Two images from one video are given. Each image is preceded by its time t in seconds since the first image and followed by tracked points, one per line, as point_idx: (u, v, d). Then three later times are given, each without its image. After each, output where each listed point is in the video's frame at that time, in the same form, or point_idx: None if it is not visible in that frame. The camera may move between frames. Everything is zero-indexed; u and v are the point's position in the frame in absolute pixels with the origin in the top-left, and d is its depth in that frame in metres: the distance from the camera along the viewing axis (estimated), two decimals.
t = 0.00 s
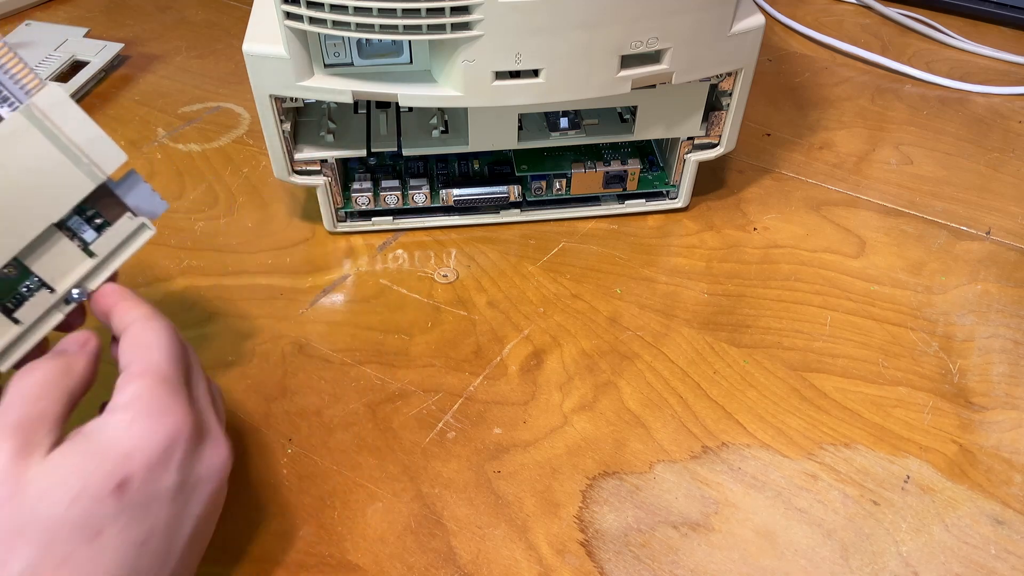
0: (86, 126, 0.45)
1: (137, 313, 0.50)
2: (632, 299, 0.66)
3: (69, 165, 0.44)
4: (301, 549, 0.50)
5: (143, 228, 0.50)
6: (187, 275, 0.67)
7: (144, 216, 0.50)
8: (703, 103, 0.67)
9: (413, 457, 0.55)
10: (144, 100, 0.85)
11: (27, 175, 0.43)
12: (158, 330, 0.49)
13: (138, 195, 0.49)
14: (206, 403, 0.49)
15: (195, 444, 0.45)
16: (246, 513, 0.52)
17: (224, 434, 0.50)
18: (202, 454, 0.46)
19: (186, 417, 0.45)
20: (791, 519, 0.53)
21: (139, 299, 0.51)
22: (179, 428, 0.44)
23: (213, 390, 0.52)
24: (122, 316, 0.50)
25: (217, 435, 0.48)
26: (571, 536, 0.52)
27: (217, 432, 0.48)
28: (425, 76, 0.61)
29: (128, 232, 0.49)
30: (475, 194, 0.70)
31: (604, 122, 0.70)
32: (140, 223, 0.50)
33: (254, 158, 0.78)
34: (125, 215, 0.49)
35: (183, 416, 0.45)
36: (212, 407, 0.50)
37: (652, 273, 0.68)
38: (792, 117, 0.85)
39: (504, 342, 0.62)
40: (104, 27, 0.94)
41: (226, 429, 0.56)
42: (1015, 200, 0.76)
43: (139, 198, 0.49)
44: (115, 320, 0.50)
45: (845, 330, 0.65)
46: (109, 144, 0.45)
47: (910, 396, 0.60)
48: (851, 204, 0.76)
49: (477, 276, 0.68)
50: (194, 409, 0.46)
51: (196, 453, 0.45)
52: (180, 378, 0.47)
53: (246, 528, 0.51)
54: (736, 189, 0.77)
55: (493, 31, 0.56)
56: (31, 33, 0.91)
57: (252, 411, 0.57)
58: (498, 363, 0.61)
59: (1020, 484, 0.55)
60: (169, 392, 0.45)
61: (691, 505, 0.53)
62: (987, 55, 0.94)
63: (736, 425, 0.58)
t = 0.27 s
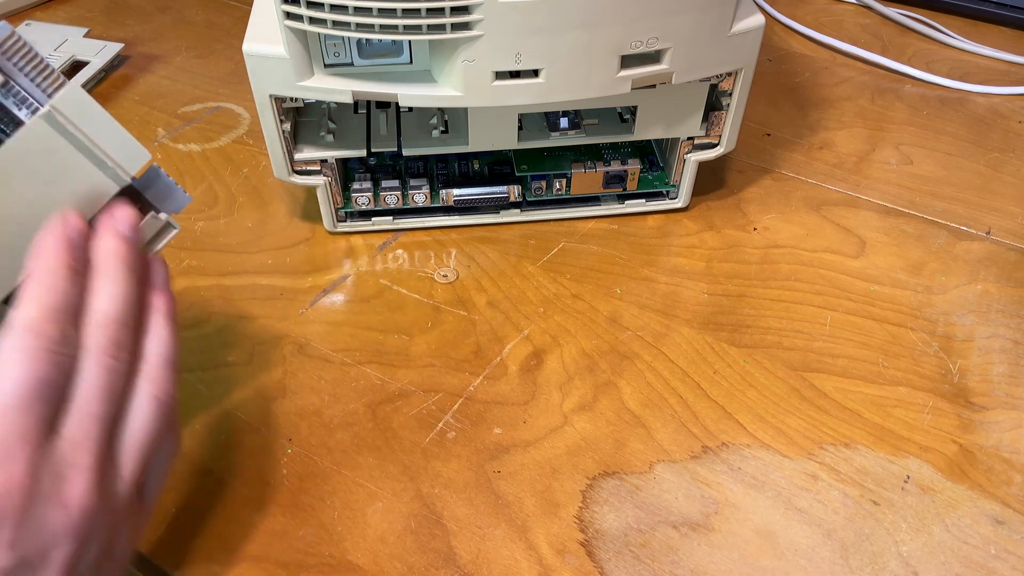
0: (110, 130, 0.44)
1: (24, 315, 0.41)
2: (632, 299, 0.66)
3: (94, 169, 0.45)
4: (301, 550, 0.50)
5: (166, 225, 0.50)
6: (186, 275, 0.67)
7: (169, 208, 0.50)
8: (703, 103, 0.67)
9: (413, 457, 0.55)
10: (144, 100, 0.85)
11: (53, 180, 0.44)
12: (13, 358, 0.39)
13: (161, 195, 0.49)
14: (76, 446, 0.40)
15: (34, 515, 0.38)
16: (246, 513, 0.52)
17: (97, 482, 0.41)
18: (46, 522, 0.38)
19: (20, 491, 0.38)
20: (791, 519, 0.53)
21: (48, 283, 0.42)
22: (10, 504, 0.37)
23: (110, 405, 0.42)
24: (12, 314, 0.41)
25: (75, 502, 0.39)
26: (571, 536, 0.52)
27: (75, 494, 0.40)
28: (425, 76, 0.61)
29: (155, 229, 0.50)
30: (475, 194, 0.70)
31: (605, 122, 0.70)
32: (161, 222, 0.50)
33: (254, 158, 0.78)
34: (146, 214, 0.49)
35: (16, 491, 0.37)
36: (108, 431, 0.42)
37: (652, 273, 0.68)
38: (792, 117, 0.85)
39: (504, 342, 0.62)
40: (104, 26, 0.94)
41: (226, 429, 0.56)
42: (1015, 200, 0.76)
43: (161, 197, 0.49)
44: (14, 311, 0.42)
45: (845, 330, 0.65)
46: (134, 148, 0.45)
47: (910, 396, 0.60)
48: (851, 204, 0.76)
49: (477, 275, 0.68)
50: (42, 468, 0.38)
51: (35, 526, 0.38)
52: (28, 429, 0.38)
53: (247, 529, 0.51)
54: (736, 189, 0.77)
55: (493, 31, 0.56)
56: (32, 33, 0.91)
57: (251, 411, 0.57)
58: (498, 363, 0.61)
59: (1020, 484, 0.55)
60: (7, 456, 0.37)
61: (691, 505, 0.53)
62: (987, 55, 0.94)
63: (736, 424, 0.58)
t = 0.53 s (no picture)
0: (112, 147, 0.45)
1: (12, 283, 0.40)
2: (632, 299, 0.66)
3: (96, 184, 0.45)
4: (301, 549, 0.50)
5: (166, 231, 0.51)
6: (186, 275, 0.67)
7: (171, 208, 0.49)
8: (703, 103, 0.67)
9: (413, 457, 0.55)
10: (144, 100, 0.85)
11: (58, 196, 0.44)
12: None
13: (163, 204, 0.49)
14: (67, 414, 0.40)
15: (29, 485, 0.39)
16: (247, 513, 0.52)
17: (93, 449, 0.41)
18: (44, 491, 0.39)
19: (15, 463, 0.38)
20: (791, 519, 0.53)
21: (36, 250, 0.42)
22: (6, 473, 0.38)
23: (101, 375, 0.42)
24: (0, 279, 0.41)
25: (71, 471, 0.40)
26: (571, 536, 0.52)
27: (72, 463, 0.40)
28: (425, 76, 0.61)
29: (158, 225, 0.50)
30: (474, 194, 0.70)
31: (604, 122, 0.70)
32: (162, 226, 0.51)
33: (254, 158, 0.78)
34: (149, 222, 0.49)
35: (13, 460, 0.38)
36: (100, 400, 0.42)
37: (652, 273, 0.68)
38: (792, 117, 0.85)
39: (504, 342, 0.62)
40: (104, 26, 0.94)
41: (226, 429, 0.56)
42: (1015, 200, 0.76)
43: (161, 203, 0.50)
44: (1, 275, 0.41)
45: (845, 330, 0.65)
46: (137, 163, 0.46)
47: (910, 396, 0.60)
48: (851, 204, 0.76)
49: (477, 275, 0.68)
50: (37, 437, 0.39)
51: (32, 494, 0.39)
52: (18, 402, 0.39)
53: (247, 529, 0.51)
54: (736, 189, 0.77)
55: (493, 31, 0.56)
56: (32, 33, 0.91)
57: (252, 411, 0.57)
58: (498, 363, 0.61)
59: (1020, 484, 0.55)
60: None
61: (691, 505, 0.53)
62: (987, 55, 0.94)
63: (736, 425, 0.58)
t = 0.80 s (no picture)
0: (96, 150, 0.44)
1: (13, 281, 0.39)
2: (632, 299, 0.66)
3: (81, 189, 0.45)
4: (301, 550, 0.50)
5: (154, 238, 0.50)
6: (187, 275, 0.67)
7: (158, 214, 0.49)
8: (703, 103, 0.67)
9: (413, 457, 0.55)
10: (144, 100, 0.85)
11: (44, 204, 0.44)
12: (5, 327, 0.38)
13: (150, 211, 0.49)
14: (84, 409, 0.39)
15: (52, 484, 0.37)
16: (247, 513, 0.52)
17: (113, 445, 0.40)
18: (66, 490, 0.38)
19: (38, 459, 0.37)
20: (791, 519, 0.53)
21: (34, 247, 0.41)
22: (29, 471, 0.36)
23: (113, 370, 0.41)
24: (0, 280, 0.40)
25: (92, 468, 0.39)
26: (571, 536, 0.52)
27: (93, 460, 0.39)
28: (425, 76, 0.61)
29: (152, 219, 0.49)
30: (474, 194, 0.70)
31: (604, 122, 0.70)
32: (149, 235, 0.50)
33: (255, 158, 0.78)
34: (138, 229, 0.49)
35: (36, 458, 0.37)
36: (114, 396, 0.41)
37: (652, 274, 0.68)
38: (791, 117, 0.85)
39: (504, 342, 0.62)
40: (104, 27, 0.94)
41: (226, 429, 0.56)
42: (1015, 200, 0.76)
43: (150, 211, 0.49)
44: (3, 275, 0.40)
45: (845, 330, 0.65)
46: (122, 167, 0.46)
47: (910, 396, 0.60)
48: (851, 204, 0.76)
49: (477, 275, 0.68)
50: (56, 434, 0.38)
51: (56, 493, 0.37)
52: (34, 397, 0.37)
53: (247, 529, 0.51)
54: (736, 189, 0.77)
55: (493, 31, 0.56)
56: (32, 33, 0.91)
57: (252, 411, 0.57)
58: (498, 363, 0.61)
59: (1020, 484, 0.55)
60: (18, 425, 0.37)
61: (691, 505, 0.53)
62: (987, 55, 0.94)
63: (736, 425, 0.58)
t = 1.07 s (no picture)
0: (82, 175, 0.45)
1: (86, 246, 0.39)
2: (632, 299, 0.66)
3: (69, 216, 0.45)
4: (301, 550, 0.50)
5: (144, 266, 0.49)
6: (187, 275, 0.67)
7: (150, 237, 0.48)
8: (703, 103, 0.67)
9: (413, 457, 0.55)
10: (144, 100, 0.85)
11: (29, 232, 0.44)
12: (76, 289, 0.38)
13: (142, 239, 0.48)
14: (159, 373, 0.38)
15: (131, 447, 0.36)
16: (248, 514, 0.52)
17: (184, 406, 0.38)
18: (141, 450, 0.37)
19: (114, 418, 0.36)
20: (791, 519, 0.53)
21: (99, 215, 0.41)
22: (106, 430, 0.35)
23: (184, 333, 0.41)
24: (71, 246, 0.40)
25: (165, 429, 0.37)
26: (572, 536, 0.52)
27: (165, 420, 0.38)
28: (425, 76, 0.61)
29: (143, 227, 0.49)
30: (474, 194, 0.70)
31: (604, 122, 0.70)
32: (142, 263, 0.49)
33: (255, 158, 0.78)
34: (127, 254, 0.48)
35: (113, 418, 0.36)
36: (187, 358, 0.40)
37: (652, 273, 0.68)
38: (791, 117, 0.85)
39: (504, 342, 0.62)
40: (104, 27, 0.94)
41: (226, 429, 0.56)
42: (1015, 200, 0.76)
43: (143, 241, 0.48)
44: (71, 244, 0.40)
45: (845, 330, 0.65)
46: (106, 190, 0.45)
47: (910, 396, 0.60)
48: (851, 204, 0.76)
49: (478, 275, 0.68)
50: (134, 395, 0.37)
51: (131, 454, 0.36)
52: (106, 357, 0.37)
53: (248, 530, 0.51)
54: (736, 189, 0.77)
55: (493, 31, 0.56)
56: (32, 33, 0.91)
57: (252, 411, 0.57)
58: (498, 363, 0.61)
59: (1020, 484, 0.55)
60: (91, 384, 0.36)
61: (691, 505, 0.53)
62: (987, 55, 0.94)
63: (736, 425, 0.58)
